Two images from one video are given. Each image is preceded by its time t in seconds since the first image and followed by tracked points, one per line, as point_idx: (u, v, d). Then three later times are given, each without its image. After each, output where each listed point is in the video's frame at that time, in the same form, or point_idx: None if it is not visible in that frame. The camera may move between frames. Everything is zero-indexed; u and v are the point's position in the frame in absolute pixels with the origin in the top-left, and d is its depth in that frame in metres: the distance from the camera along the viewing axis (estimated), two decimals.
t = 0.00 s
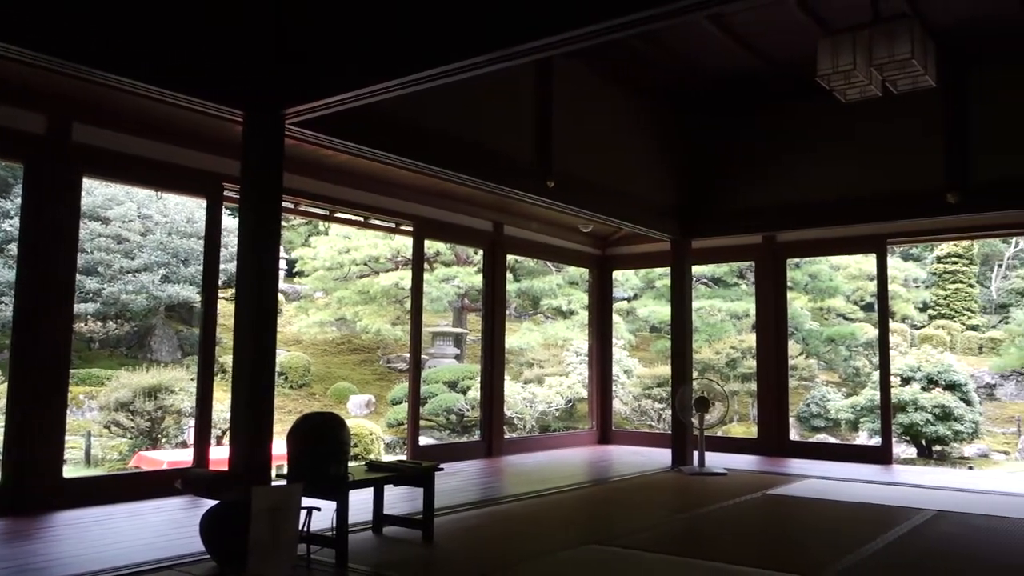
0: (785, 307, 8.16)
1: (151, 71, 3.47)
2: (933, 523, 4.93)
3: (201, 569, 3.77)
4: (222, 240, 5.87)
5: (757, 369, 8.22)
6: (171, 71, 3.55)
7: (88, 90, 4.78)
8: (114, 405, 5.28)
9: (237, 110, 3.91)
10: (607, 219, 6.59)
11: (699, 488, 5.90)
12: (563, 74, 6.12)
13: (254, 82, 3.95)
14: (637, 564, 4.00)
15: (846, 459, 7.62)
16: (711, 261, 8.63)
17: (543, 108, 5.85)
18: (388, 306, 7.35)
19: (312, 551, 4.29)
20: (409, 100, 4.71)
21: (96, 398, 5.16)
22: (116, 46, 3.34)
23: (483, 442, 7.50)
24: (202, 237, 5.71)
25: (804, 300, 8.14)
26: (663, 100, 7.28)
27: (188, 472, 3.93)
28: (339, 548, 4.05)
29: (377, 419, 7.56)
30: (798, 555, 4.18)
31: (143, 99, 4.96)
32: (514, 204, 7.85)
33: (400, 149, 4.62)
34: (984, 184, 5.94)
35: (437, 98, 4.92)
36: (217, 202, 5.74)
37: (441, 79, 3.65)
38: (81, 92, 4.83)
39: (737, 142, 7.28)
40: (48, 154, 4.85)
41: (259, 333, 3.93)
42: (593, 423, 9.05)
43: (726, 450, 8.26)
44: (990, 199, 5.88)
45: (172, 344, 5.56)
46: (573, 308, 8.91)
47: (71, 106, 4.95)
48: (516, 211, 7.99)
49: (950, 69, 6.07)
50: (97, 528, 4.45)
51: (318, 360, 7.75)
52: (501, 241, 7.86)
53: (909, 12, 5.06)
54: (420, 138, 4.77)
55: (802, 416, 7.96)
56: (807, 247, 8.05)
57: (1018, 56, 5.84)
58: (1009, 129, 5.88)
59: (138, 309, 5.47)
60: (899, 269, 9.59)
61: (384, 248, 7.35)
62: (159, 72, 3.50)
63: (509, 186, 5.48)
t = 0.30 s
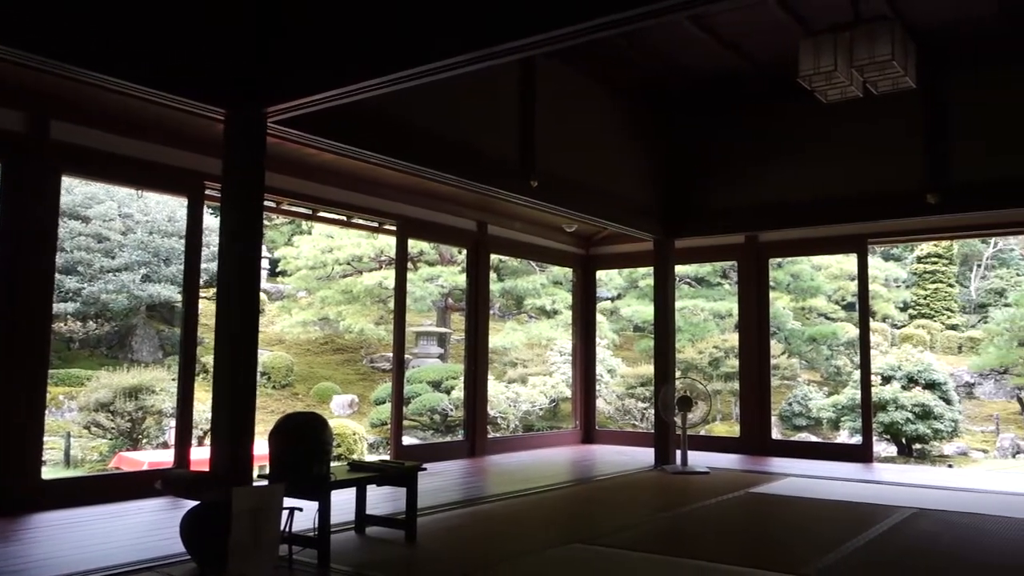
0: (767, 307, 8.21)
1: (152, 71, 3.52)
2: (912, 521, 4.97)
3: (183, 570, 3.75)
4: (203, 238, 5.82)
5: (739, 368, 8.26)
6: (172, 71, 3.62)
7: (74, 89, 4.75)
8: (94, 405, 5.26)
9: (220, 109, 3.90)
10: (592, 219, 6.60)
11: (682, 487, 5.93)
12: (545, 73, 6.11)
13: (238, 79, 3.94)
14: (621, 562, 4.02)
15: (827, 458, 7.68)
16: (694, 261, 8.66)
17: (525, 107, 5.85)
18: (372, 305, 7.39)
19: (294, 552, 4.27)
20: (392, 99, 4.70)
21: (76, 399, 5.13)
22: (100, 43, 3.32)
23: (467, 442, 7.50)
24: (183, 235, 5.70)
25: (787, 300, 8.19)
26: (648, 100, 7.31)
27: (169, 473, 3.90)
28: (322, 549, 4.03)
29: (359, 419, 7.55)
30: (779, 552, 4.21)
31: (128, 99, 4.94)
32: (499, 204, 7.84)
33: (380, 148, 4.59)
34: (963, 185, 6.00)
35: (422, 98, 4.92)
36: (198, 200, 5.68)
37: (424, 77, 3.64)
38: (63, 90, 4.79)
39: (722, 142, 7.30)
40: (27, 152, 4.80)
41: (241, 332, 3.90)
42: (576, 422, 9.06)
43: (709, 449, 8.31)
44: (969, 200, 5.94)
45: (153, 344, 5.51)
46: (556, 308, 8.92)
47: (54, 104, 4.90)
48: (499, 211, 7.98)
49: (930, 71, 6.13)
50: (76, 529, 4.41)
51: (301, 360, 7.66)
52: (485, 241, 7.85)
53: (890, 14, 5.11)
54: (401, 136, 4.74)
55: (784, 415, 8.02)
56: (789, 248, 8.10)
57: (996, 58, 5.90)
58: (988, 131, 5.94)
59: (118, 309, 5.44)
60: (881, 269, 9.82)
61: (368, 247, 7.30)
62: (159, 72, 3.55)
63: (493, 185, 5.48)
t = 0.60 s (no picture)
0: (746, 307, 8.26)
1: (151, 70, 3.59)
2: (889, 519, 5.01)
3: (160, 572, 3.72)
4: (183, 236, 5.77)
5: (719, 368, 8.30)
6: (169, 71, 3.68)
7: (60, 88, 4.71)
8: (71, 406, 5.23)
9: (198, 107, 3.88)
10: (572, 219, 6.62)
11: (663, 487, 5.95)
12: (526, 73, 6.11)
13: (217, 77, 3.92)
14: (603, 561, 4.04)
15: (806, 457, 7.74)
16: (675, 261, 8.69)
17: (505, 107, 5.85)
18: (353, 305, 7.35)
19: (272, 553, 4.23)
20: (372, 97, 4.68)
21: (52, 399, 5.09)
22: (78, 40, 3.29)
23: (448, 441, 7.49)
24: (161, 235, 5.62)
25: (766, 300, 8.23)
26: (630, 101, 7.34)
27: (144, 474, 3.84)
28: (301, 549, 4.02)
29: (340, 420, 7.43)
30: (757, 551, 4.24)
31: (111, 98, 4.93)
32: (479, 204, 7.83)
33: (360, 147, 4.58)
34: (939, 186, 6.07)
35: (403, 97, 4.92)
36: (176, 198, 5.63)
37: (405, 76, 3.63)
38: (42, 88, 4.74)
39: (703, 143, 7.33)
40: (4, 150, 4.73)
41: (220, 330, 3.87)
42: (557, 422, 9.07)
43: (689, 449, 8.34)
44: (946, 201, 6.02)
45: (131, 344, 5.46)
46: (538, 308, 8.92)
47: (33, 101, 4.80)
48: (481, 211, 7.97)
49: (907, 74, 6.20)
50: (51, 531, 4.35)
51: (282, 360, 7.65)
52: (466, 241, 7.84)
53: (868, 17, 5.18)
54: (381, 135, 4.73)
55: (764, 415, 8.07)
56: (769, 248, 8.15)
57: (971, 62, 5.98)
58: (964, 133, 6.02)
59: (96, 309, 5.40)
60: (858, 270, 9.94)
61: (349, 247, 7.32)
62: (157, 72, 3.62)
63: (474, 185, 5.48)
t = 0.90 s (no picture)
0: (726, 307, 8.30)
1: (132, 66, 3.57)
2: (866, 517, 5.05)
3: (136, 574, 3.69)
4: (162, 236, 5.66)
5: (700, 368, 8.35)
6: (148, 66, 3.66)
7: (37, 85, 4.65)
8: (47, 406, 5.18)
9: (177, 105, 3.83)
10: (554, 219, 6.63)
11: (643, 486, 5.98)
12: (508, 71, 6.10)
13: (195, 75, 3.90)
14: (581, 560, 4.05)
15: (784, 456, 7.80)
16: (656, 262, 8.73)
17: (486, 107, 5.86)
18: (333, 305, 7.35)
19: (251, 554, 4.20)
20: (352, 96, 4.67)
21: (28, 400, 5.06)
22: (54, 36, 3.25)
23: (429, 442, 7.48)
24: (139, 233, 5.58)
25: (746, 300, 8.26)
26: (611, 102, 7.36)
27: (121, 476, 3.79)
28: (280, 551, 3.99)
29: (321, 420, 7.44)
30: (735, 549, 4.27)
31: (96, 97, 4.93)
32: (461, 204, 7.84)
33: (340, 145, 4.56)
34: (916, 187, 6.14)
35: (382, 96, 4.90)
36: (155, 197, 5.55)
37: (387, 75, 3.61)
38: (22, 88, 4.67)
39: (685, 144, 7.36)
40: None
41: (199, 330, 3.84)
42: (538, 422, 9.08)
43: (670, 448, 8.38)
44: (922, 202, 6.09)
45: (108, 343, 5.39)
46: (519, 308, 8.93)
47: (11, 100, 4.75)
48: (462, 211, 7.97)
49: (884, 76, 6.27)
50: (24, 534, 4.29)
51: (261, 360, 7.57)
52: (448, 240, 7.84)
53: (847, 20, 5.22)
54: (362, 134, 4.72)
55: (744, 414, 8.11)
56: (748, 249, 8.21)
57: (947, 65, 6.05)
58: (939, 135, 6.09)
59: (71, 308, 5.37)
60: (837, 271, 10.04)
61: (329, 246, 7.24)
62: (136, 69, 3.59)
63: (455, 185, 5.47)
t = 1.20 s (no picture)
0: (704, 308, 8.36)
1: (108, 62, 3.53)
2: (840, 517, 5.10)
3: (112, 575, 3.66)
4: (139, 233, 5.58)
5: (678, 369, 8.40)
6: (124, 62, 3.61)
7: (19, 82, 4.60)
8: (19, 406, 5.13)
9: (153, 101, 3.79)
10: (533, 219, 6.64)
11: (621, 486, 6.00)
12: (487, 71, 6.11)
13: (171, 72, 3.86)
14: (560, 560, 4.05)
15: (761, 457, 7.86)
16: (635, 262, 8.76)
17: (467, 107, 5.85)
18: (312, 305, 7.30)
19: (227, 555, 4.17)
20: (331, 95, 4.65)
21: None
22: (42, 33, 3.25)
23: (407, 442, 7.46)
24: (115, 231, 5.52)
25: (724, 301, 8.31)
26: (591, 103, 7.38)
27: (94, 477, 3.73)
28: (256, 552, 3.96)
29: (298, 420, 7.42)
30: (712, 548, 4.29)
31: (88, 97, 4.97)
32: (441, 204, 7.82)
33: (319, 143, 4.53)
34: (898, 190, 6.20)
35: (361, 95, 4.88)
36: (130, 195, 5.47)
37: (367, 73, 3.60)
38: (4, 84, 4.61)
39: (664, 146, 7.39)
40: None
41: (175, 329, 3.79)
42: (517, 422, 9.09)
43: (648, 449, 8.43)
44: (903, 205, 6.16)
45: (82, 343, 5.34)
46: (498, 308, 8.93)
47: None
48: (442, 211, 7.96)
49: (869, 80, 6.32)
50: None
51: (238, 360, 7.52)
52: (428, 239, 7.82)
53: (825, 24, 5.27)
54: (340, 133, 4.69)
55: (721, 415, 8.17)
56: (726, 251, 8.27)
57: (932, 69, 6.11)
58: (923, 139, 6.15)
59: (45, 306, 5.33)
60: (814, 272, 10.12)
61: (308, 245, 7.22)
62: (112, 65, 3.55)
63: (435, 185, 5.47)
